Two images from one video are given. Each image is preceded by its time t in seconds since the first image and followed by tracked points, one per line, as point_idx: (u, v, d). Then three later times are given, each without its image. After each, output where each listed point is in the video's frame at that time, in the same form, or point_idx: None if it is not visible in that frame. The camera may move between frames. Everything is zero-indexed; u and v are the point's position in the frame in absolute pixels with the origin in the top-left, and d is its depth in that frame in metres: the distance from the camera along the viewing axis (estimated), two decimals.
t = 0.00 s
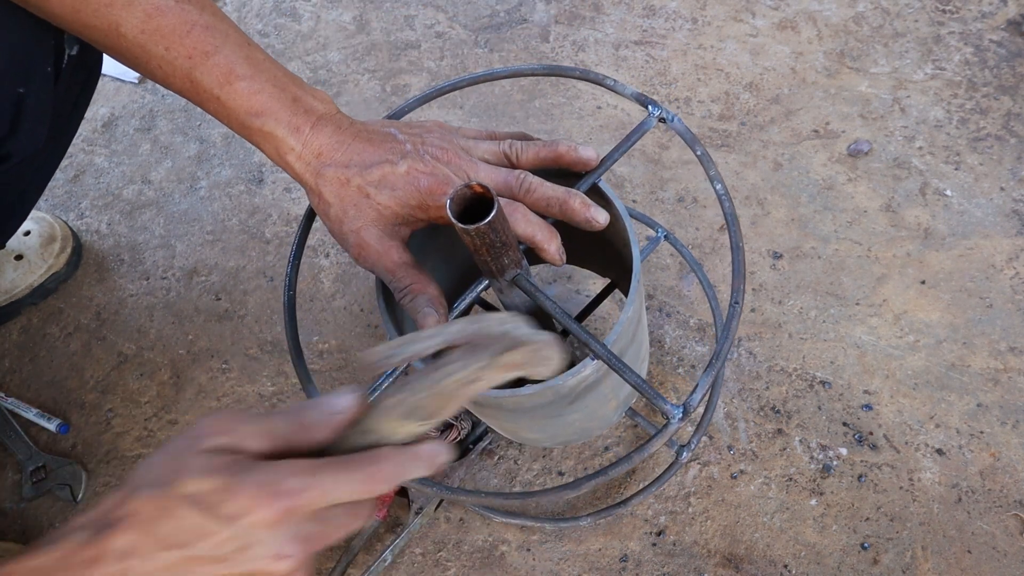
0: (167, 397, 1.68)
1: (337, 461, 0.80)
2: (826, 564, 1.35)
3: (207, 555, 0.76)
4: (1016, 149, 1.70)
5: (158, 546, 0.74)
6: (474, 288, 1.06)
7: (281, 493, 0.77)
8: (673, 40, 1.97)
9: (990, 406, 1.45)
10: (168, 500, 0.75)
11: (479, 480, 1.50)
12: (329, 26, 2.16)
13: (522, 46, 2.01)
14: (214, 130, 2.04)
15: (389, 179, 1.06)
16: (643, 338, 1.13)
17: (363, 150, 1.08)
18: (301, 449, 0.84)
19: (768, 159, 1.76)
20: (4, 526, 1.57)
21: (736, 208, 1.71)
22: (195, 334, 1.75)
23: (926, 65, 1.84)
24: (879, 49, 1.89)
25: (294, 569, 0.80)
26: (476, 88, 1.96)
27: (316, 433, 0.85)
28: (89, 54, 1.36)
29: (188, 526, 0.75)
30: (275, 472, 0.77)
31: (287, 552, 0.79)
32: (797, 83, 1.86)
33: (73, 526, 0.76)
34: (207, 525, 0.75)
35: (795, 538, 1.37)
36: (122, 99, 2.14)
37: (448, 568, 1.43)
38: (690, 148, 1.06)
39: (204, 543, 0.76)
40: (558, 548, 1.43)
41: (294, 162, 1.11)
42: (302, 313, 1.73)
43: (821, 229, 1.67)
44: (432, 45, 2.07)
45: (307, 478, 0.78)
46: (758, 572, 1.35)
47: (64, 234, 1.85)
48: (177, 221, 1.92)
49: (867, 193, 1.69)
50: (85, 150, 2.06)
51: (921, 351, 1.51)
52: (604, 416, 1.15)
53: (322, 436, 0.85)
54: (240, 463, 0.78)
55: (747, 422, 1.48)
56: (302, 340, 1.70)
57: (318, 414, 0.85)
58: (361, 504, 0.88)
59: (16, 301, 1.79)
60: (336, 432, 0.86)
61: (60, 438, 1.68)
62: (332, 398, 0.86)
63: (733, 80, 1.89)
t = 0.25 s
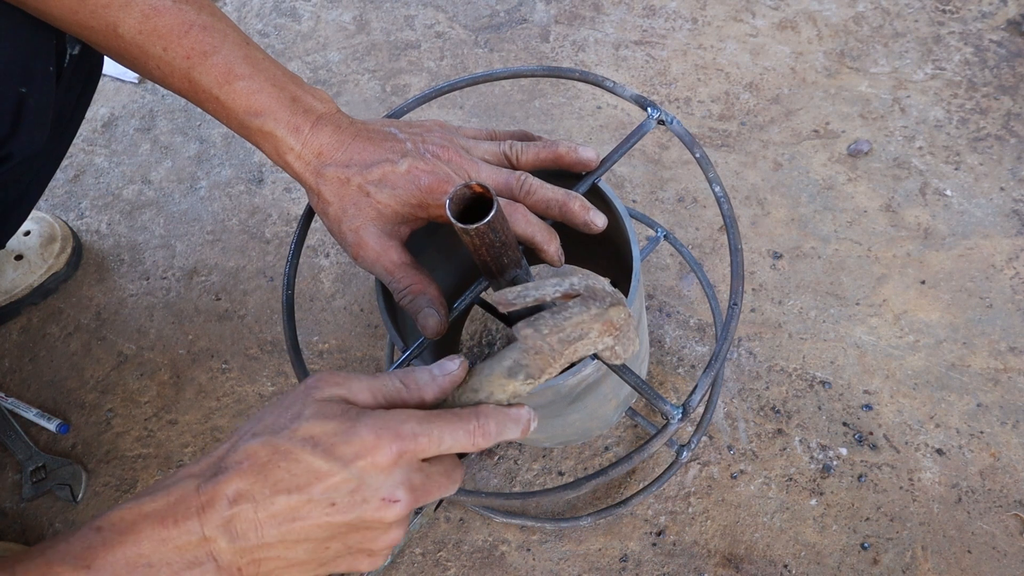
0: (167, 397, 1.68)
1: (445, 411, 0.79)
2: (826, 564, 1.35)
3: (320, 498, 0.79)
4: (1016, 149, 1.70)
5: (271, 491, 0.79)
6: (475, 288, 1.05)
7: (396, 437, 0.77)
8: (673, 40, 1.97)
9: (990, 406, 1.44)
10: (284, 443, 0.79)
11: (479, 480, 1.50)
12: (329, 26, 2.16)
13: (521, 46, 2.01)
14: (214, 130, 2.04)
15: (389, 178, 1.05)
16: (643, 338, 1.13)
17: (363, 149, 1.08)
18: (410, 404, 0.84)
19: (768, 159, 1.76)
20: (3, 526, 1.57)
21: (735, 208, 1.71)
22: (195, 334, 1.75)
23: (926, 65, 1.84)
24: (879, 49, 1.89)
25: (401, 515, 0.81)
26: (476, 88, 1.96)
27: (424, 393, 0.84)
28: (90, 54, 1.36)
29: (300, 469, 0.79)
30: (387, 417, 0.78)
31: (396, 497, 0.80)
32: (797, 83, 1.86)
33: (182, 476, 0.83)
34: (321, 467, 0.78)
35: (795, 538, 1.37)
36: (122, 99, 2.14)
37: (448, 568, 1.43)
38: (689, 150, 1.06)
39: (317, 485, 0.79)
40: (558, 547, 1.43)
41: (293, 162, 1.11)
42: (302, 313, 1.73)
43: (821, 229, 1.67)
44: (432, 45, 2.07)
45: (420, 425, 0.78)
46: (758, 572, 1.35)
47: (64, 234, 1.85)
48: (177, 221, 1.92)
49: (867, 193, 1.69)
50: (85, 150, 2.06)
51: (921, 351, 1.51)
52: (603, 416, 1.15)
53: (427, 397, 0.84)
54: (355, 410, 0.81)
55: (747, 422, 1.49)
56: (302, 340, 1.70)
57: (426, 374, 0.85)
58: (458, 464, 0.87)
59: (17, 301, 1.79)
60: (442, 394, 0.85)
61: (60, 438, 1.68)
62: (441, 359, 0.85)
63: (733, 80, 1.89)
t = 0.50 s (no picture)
0: (167, 397, 1.68)
1: (426, 429, 0.79)
2: (826, 564, 1.35)
3: (299, 512, 0.80)
4: (1016, 149, 1.70)
5: (254, 503, 0.80)
6: (477, 289, 1.05)
7: (374, 456, 0.78)
8: (673, 40, 1.97)
9: (990, 406, 1.45)
10: (264, 459, 0.79)
11: (479, 480, 1.50)
12: (329, 26, 2.16)
13: (521, 46, 2.01)
14: (214, 130, 2.04)
15: (392, 179, 1.05)
16: (644, 338, 1.13)
17: (366, 150, 1.08)
18: (392, 418, 0.85)
19: (768, 159, 1.76)
20: (3, 526, 1.57)
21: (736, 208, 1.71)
22: (195, 334, 1.75)
23: (926, 65, 1.84)
24: (879, 49, 1.89)
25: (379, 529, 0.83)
26: (476, 88, 1.96)
27: (405, 405, 0.84)
28: (94, 56, 1.36)
29: (280, 484, 0.80)
30: (365, 436, 0.78)
31: (373, 513, 0.82)
32: (797, 83, 1.86)
33: (169, 483, 0.85)
34: (300, 484, 0.79)
35: (795, 538, 1.37)
36: (122, 99, 2.14)
37: (448, 568, 1.43)
38: (692, 151, 1.06)
39: (296, 501, 0.79)
40: (558, 547, 1.43)
41: (295, 162, 1.10)
42: (302, 313, 1.73)
43: (821, 228, 1.67)
44: (432, 45, 2.07)
45: (398, 444, 0.78)
46: (758, 572, 1.35)
47: (64, 234, 1.85)
48: (177, 221, 1.92)
49: (867, 193, 1.70)
50: (85, 150, 2.06)
51: (921, 351, 1.51)
52: (604, 416, 1.15)
53: (409, 412, 0.84)
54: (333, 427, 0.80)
55: (747, 422, 1.49)
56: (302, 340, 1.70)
57: (407, 389, 0.84)
58: (439, 477, 0.88)
59: (17, 301, 1.79)
60: (423, 407, 0.84)
61: (60, 438, 1.68)
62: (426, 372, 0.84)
63: (733, 80, 1.89)
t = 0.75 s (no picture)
0: (167, 397, 1.68)
1: (370, 399, 0.84)
2: (826, 564, 1.35)
3: (251, 488, 0.86)
4: (1017, 149, 1.70)
5: (208, 482, 0.86)
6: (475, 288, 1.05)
7: (319, 428, 0.83)
8: (673, 40, 1.97)
9: (990, 406, 1.45)
10: (215, 440, 0.85)
11: (479, 480, 1.50)
12: (329, 26, 2.16)
13: (522, 46, 2.01)
14: (214, 130, 2.04)
15: (391, 178, 1.05)
16: (644, 337, 1.13)
17: (365, 149, 1.08)
18: (341, 388, 0.89)
19: (768, 159, 1.76)
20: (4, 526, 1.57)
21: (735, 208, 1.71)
22: (195, 334, 1.75)
23: (926, 65, 1.84)
24: (879, 49, 1.89)
25: (333, 500, 0.88)
26: (476, 88, 1.96)
27: (353, 376, 0.89)
28: (89, 54, 1.36)
29: (232, 463, 0.85)
30: (310, 410, 0.83)
31: (325, 484, 0.87)
32: (797, 83, 1.86)
33: (131, 469, 0.92)
34: (249, 460, 0.84)
35: (795, 538, 1.37)
36: (122, 99, 2.14)
37: (448, 568, 1.43)
38: (691, 150, 1.06)
39: (248, 477, 0.85)
40: (558, 548, 1.43)
41: (293, 161, 1.10)
42: (302, 313, 1.73)
43: (821, 228, 1.67)
44: (432, 45, 2.07)
45: (343, 415, 0.83)
46: (758, 572, 1.35)
47: (64, 234, 1.85)
48: (177, 221, 1.92)
49: (867, 193, 1.69)
50: (85, 150, 2.06)
51: (921, 351, 1.51)
52: (604, 416, 1.15)
53: (357, 381, 0.89)
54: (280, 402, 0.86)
55: (747, 422, 1.49)
56: (302, 340, 1.70)
57: (355, 359, 0.88)
58: (395, 447, 0.93)
59: (17, 301, 1.79)
60: (370, 376, 0.89)
61: (60, 438, 1.68)
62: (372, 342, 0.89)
63: (733, 80, 1.89)
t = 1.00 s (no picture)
0: (167, 397, 1.68)
1: (392, 395, 0.85)
2: (826, 564, 1.35)
3: (273, 479, 0.86)
4: (1016, 149, 1.70)
5: (227, 473, 0.86)
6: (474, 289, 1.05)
7: (344, 421, 0.84)
8: (673, 40, 1.97)
9: (990, 406, 1.44)
10: (239, 430, 0.85)
11: (479, 480, 1.50)
12: (329, 26, 2.16)
13: (522, 46, 2.01)
14: (214, 130, 2.04)
15: (389, 146, 1.05)
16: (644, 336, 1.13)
17: (360, 115, 1.06)
18: (359, 383, 0.91)
19: (768, 159, 1.76)
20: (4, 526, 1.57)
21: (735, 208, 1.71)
22: (195, 334, 1.75)
23: (926, 65, 1.84)
24: (879, 49, 1.89)
25: (353, 493, 0.88)
26: (476, 88, 1.96)
27: (370, 373, 0.90)
28: (82, 49, 1.36)
29: (254, 453, 0.85)
30: (335, 403, 0.84)
31: (346, 476, 0.87)
32: (797, 83, 1.86)
33: (144, 460, 0.91)
34: (273, 451, 0.85)
35: (795, 538, 1.37)
36: (122, 99, 2.14)
37: (448, 568, 1.43)
38: (690, 149, 1.06)
39: (271, 468, 0.85)
40: (558, 548, 1.43)
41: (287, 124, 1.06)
42: (302, 313, 1.73)
43: (821, 228, 1.67)
44: (432, 45, 2.07)
45: (367, 409, 0.84)
46: (758, 572, 1.35)
47: (64, 234, 1.84)
48: (177, 221, 1.92)
49: (867, 193, 1.69)
50: (85, 150, 2.06)
51: (921, 351, 1.51)
52: (604, 415, 1.15)
53: (375, 377, 0.90)
54: (302, 395, 0.87)
55: (747, 422, 1.48)
56: (302, 340, 1.70)
57: (374, 356, 0.90)
58: (409, 445, 0.94)
59: (16, 301, 1.79)
60: (388, 374, 0.90)
61: (60, 438, 1.68)
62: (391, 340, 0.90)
63: (733, 80, 1.89)
